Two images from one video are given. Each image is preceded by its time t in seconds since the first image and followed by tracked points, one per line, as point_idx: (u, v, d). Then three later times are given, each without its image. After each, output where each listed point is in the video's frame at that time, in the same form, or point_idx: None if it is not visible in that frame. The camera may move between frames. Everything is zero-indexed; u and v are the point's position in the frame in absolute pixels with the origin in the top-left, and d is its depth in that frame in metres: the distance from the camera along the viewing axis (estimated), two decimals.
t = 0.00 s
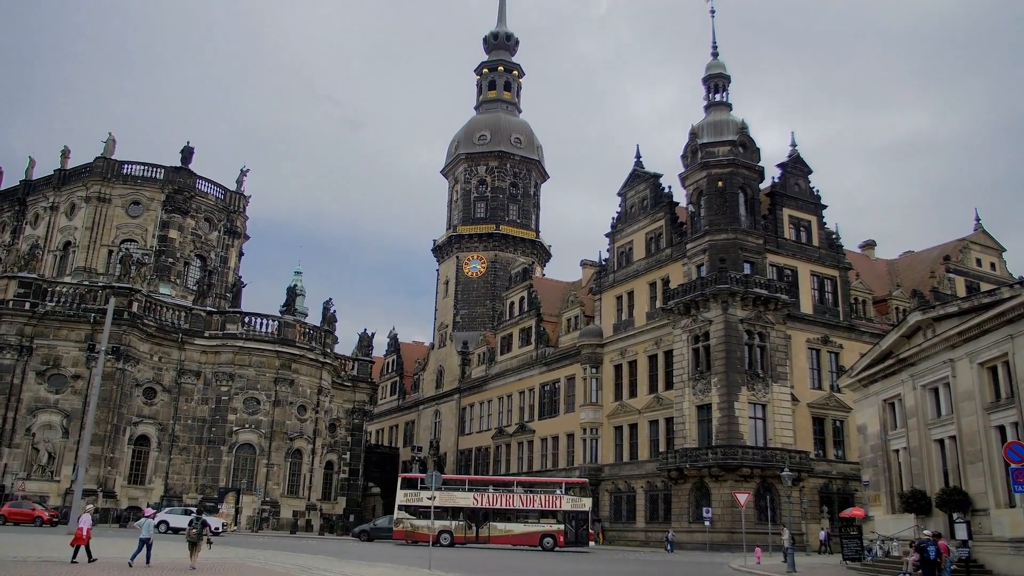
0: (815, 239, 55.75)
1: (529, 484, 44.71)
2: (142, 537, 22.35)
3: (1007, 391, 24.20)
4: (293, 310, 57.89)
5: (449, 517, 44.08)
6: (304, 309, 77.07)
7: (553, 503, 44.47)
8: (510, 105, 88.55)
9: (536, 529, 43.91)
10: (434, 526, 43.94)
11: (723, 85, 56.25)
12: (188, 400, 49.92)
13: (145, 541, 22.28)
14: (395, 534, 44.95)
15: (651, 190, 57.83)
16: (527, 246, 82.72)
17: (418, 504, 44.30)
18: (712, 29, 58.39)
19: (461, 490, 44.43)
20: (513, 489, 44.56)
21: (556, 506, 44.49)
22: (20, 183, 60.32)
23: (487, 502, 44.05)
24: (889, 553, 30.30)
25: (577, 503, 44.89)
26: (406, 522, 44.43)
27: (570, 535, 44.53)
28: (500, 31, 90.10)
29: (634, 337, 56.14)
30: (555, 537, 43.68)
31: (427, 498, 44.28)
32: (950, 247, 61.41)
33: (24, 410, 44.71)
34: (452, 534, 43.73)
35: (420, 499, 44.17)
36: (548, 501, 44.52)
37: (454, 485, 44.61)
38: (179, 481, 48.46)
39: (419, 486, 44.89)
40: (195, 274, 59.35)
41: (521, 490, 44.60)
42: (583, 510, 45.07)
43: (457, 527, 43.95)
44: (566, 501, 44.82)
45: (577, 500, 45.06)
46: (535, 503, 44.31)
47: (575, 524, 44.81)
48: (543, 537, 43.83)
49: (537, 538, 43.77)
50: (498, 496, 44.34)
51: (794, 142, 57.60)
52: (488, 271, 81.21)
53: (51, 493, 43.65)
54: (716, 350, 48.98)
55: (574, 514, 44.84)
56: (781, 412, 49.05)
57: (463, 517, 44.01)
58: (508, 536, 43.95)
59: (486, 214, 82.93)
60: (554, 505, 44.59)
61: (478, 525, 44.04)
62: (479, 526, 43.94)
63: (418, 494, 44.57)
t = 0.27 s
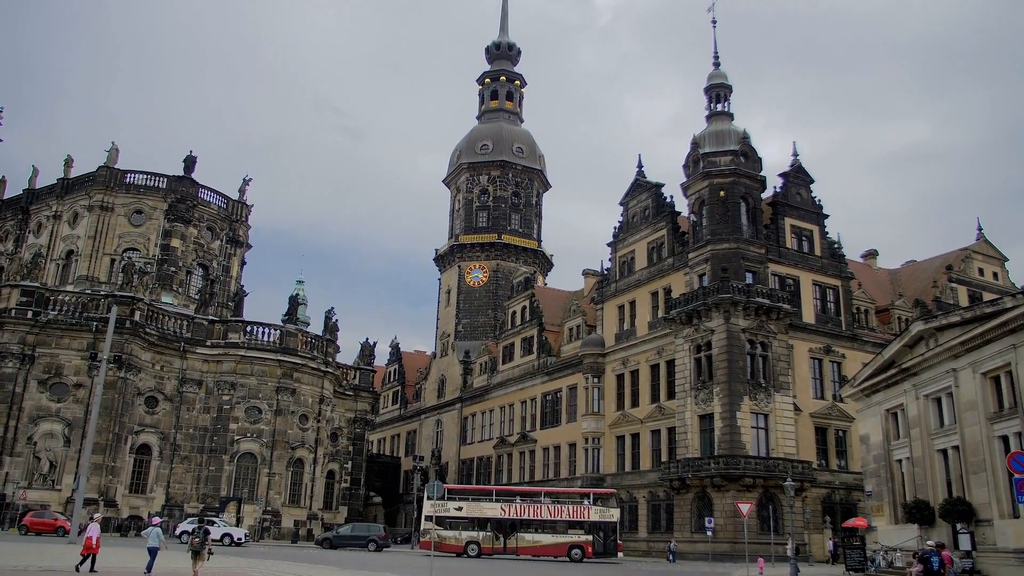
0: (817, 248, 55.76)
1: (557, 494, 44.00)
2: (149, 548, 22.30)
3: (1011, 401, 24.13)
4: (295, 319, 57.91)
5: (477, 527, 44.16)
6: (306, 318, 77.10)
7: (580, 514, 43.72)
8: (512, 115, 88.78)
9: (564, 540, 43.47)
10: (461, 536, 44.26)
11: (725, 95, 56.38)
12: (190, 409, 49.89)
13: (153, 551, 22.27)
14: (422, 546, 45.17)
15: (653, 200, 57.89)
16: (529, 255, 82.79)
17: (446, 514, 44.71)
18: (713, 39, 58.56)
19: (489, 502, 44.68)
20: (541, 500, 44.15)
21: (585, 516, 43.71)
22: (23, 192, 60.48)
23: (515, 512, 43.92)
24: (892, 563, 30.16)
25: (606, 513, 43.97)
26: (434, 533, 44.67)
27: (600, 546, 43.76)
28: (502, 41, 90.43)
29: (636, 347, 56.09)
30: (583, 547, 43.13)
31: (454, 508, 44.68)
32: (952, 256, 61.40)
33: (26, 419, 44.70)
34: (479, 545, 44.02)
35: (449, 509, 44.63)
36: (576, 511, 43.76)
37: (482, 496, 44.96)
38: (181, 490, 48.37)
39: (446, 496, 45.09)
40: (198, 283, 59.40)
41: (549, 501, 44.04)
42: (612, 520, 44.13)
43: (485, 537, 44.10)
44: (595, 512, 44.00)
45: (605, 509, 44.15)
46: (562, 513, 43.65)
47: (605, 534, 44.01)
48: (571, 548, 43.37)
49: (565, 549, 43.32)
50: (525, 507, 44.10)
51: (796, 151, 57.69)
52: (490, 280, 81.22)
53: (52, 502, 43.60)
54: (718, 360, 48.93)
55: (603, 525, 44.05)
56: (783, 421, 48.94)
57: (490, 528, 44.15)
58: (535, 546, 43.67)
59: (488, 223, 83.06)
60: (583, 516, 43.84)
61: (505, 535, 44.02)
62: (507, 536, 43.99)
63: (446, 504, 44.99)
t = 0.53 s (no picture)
0: (817, 256, 55.78)
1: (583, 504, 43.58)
2: (153, 556, 22.22)
3: (1011, 409, 24.11)
4: (295, 326, 57.91)
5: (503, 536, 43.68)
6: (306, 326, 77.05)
7: (606, 523, 43.41)
8: (513, 122, 88.96)
9: (590, 549, 43.19)
10: (487, 546, 43.74)
11: (725, 103, 56.48)
12: (190, 416, 49.85)
13: (156, 559, 22.20)
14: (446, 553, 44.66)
15: (653, 208, 57.93)
16: (530, 263, 82.82)
17: (472, 523, 43.99)
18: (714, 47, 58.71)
19: (514, 510, 43.95)
20: (567, 509, 43.76)
21: (611, 526, 43.44)
22: (24, 199, 60.56)
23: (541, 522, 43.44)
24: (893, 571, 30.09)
25: (632, 522, 43.64)
26: (459, 541, 44.08)
27: (626, 554, 43.53)
28: (503, 49, 90.68)
29: (637, 354, 56.04)
30: (609, 557, 43.03)
31: (479, 517, 43.92)
32: (953, 264, 61.41)
33: (26, 426, 44.65)
34: (505, 554, 43.53)
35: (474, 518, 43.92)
36: (602, 520, 43.42)
37: (507, 504, 44.20)
38: (181, 498, 48.29)
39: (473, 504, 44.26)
40: (198, 290, 59.43)
41: (575, 510, 43.63)
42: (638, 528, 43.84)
43: (511, 546, 43.60)
44: (621, 520, 43.66)
45: (632, 519, 43.76)
46: (588, 523, 43.30)
47: (631, 542, 43.70)
48: (597, 557, 43.23)
49: (592, 557, 43.15)
50: (551, 516, 43.64)
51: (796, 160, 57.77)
52: (491, 288, 81.21)
53: (52, 510, 43.53)
54: (719, 367, 48.88)
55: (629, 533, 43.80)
56: (784, 429, 48.86)
57: (516, 537, 43.64)
58: (561, 555, 43.41)
59: (488, 231, 83.14)
60: (609, 525, 43.54)
61: (532, 544, 43.55)
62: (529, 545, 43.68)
63: (471, 512, 44.21)
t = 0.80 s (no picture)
0: (816, 265, 55.80)
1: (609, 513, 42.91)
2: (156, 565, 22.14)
3: (1011, 419, 24.08)
4: (294, 335, 57.87)
5: (529, 548, 42.69)
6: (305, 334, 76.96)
7: (633, 533, 42.67)
8: (513, 132, 89.13)
9: (617, 559, 42.26)
10: (513, 556, 42.73)
11: (724, 112, 56.60)
12: (189, 425, 49.75)
13: (159, 569, 22.11)
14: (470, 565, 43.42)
15: (653, 217, 57.99)
16: (529, 272, 82.83)
17: (498, 533, 43.08)
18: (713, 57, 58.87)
19: (540, 521, 43.15)
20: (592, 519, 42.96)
21: (637, 536, 42.71)
22: (24, 208, 60.61)
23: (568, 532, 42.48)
24: None
25: (658, 531, 42.93)
26: (485, 553, 42.99)
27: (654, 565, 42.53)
28: (503, 58, 90.95)
29: (636, 363, 55.97)
30: (636, 567, 42.04)
31: (506, 527, 43.06)
32: (952, 273, 61.43)
33: (24, 435, 44.57)
34: (531, 564, 42.46)
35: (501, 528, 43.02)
36: (628, 530, 42.71)
37: (532, 515, 43.44)
38: (179, 507, 48.15)
39: (498, 515, 43.40)
40: (197, 299, 59.42)
41: (601, 520, 42.87)
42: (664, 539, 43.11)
43: (537, 557, 42.56)
44: (647, 530, 42.95)
45: (658, 529, 43.10)
46: (615, 532, 42.53)
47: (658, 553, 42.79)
48: (624, 568, 42.23)
49: (619, 568, 42.15)
50: (577, 526, 42.74)
51: (795, 169, 57.88)
52: (490, 297, 81.19)
53: (50, 519, 43.40)
54: (718, 376, 48.82)
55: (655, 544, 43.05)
56: (784, 438, 48.78)
57: (542, 547, 42.64)
58: (587, 566, 42.32)
59: (488, 240, 83.19)
60: (635, 535, 42.81)
61: (558, 555, 42.44)
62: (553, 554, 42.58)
63: (498, 523, 43.31)
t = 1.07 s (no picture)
0: (816, 272, 55.85)
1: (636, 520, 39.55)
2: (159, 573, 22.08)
3: (1011, 426, 24.07)
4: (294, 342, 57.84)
5: (554, 557, 39.20)
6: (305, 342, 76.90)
7: (660, 541, 39.46)
8: (512, 139, 89.29)
9: (645, 569, 38.94)
10: (538, 566, 39.10)
11: (724, 120, 56.69)
12: (189, 432, 49.68)
13: None
14: None
15: (652, 224, 58.08)
16: (529, 279, 82.85)
17: (522, 541, 39.55)
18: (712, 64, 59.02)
19: (565, 529, 39.64)
20: (618, 527, 39.61)
21: (665, 544, 39.46)
22: (24, 216, 60.65)
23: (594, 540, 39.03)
24: None
25: (687, 539, 39.67)
26: (510, 561, 39.44)
27: None
28: (502, 66, 91.19)
29: (636, 371, 55.94)
30: None
31: (531, 535, 39.51)
32: (952, 280, 61.49)
33: (23, 443, 44.50)
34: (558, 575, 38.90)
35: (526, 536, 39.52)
36: (655, 539, 39.47)
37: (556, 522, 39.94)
38: (179, 515, 48.01)
39: (522, 523, 40.01)
40: (197, 306, 59.42)
41: (627, 527, 39.55)
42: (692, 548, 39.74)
43: (563, 566, 39.06)
44: (674, 539, 39.72)
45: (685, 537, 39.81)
46: (642, 540, 39.23)
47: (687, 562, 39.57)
48: None
49: None
50: (603, 534, 39.36)
51: (795, 176, 57.97)
52: (490, 304, 81.18)
53: (48, 527, 43.29)
54: (718, 384, 48.79)
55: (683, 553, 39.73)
56: (784, 445, 48.72)
57: (568, 555, 39.18)
58: None
59: (487, 247, 83.24)
60: (662, 544, 39.54)
61: (584, 564, 39.00)
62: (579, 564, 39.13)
63: (522, 531, 39.88)
